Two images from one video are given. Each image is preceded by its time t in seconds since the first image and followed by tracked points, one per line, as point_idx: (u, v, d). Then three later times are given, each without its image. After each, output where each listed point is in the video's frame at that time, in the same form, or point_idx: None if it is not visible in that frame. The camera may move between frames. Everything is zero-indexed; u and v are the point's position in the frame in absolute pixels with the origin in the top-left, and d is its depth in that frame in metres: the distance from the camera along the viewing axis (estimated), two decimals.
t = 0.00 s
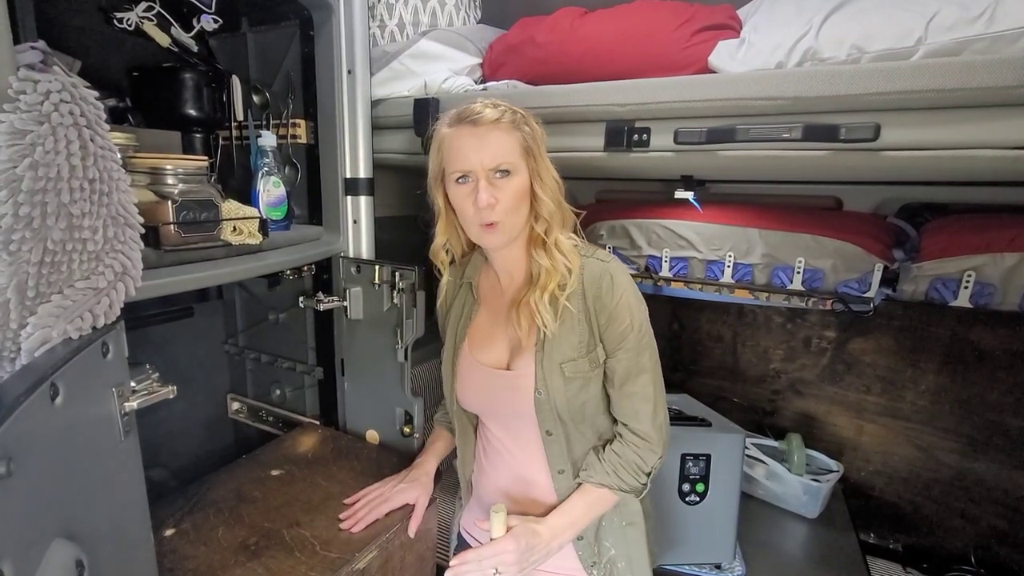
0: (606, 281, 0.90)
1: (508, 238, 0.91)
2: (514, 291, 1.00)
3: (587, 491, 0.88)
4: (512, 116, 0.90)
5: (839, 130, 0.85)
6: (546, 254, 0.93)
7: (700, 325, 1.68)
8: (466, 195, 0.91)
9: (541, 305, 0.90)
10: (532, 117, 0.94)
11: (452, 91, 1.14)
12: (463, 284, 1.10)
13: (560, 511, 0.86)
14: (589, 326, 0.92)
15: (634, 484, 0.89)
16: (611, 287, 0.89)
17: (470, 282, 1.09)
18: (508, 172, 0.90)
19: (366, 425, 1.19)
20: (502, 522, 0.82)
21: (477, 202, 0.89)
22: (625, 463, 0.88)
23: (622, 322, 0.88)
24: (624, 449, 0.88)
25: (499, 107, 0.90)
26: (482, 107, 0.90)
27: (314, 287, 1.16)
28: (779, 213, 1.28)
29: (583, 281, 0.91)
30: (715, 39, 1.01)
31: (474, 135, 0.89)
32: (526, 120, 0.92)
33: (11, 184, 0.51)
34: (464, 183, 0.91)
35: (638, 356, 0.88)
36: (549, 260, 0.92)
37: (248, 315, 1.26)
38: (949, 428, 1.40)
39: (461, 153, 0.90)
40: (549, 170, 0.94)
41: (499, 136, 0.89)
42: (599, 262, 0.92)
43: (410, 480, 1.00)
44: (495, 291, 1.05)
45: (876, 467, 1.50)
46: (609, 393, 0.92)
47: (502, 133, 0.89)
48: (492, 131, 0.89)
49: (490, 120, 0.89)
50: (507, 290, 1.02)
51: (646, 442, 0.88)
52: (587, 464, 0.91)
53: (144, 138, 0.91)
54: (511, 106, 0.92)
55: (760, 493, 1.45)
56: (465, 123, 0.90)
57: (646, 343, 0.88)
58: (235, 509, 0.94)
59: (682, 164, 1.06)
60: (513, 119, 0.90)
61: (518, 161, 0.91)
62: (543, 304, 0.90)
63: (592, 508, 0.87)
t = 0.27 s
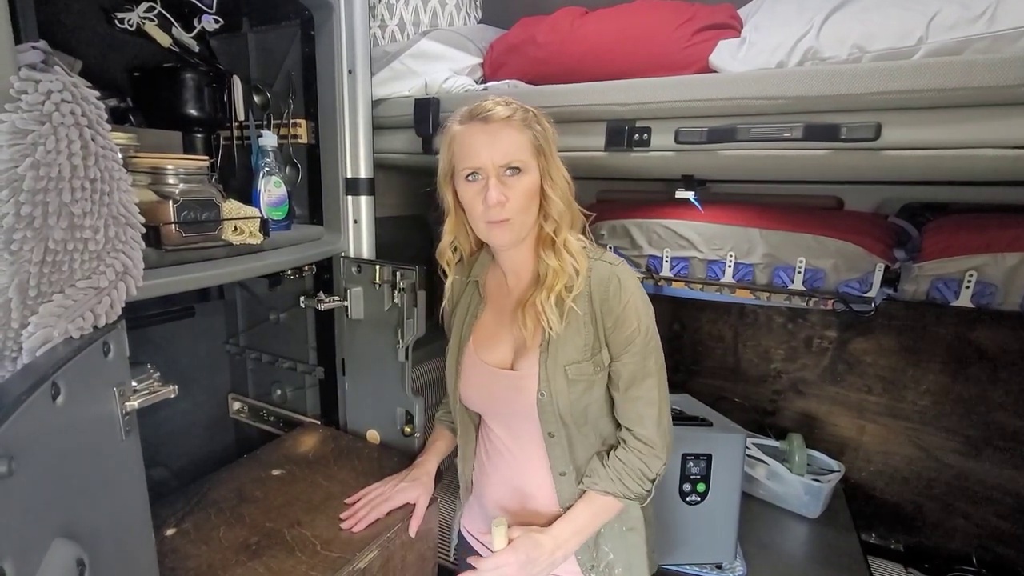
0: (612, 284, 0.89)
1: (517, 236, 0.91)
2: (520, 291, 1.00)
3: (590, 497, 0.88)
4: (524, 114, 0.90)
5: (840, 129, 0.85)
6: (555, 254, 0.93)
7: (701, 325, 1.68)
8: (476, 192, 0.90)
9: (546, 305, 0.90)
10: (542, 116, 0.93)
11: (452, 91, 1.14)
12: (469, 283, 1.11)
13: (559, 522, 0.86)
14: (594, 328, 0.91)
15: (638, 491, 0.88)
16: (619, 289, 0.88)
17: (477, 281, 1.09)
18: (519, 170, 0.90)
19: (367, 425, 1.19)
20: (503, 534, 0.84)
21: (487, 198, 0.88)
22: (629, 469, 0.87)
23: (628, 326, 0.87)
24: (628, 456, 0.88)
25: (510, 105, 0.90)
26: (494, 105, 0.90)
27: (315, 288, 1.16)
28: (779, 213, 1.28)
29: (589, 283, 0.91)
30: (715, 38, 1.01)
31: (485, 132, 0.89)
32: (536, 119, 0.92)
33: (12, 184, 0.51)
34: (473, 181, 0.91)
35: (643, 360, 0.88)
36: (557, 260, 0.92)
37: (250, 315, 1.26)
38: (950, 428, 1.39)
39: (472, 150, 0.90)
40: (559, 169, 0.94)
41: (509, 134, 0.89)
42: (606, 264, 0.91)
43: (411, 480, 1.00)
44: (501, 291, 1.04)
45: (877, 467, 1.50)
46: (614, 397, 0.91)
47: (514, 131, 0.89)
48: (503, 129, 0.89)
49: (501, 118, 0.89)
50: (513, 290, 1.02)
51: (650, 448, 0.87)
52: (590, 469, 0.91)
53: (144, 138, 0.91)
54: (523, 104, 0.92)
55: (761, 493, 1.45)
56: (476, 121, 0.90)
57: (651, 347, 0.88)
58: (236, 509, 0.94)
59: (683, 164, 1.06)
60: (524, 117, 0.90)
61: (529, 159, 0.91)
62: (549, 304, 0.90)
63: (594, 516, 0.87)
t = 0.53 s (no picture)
0: (616, 285, 0.89)
1: (520, 237, 0.91)
2: (524, 291, 1.00)
3: (587, 513, 0.88)
4: (527, 114, 0.90)
5: (842, 129, 0.85)
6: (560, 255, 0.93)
7: (703, 325, 1.68)
8: (479, 193, 0.91)
9: (550, 305, 0.90)
10: (547, 116, 0.93)
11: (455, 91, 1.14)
12: (473, 282, 1.11)
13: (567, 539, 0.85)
14: (597, 329, 0.91)
15: (634, 501, 0.87)
16: (622, 290, 0.88)
17: (480, 281, 1.09)
18: (522, 172, 0.89)
19: (368, 424, 1.19)
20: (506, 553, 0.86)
21: (490, 200, 0.89)
22: (623, 481, 0.87)
23: (630, 327, 0.87)
24: (622, 467, 0.87)
25: (513, 105, 0.90)
26: (497, 105, 0.90)
27: (316, 288, 1.16)
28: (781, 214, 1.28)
29: (593, 284, 0.91)
30: (717, 38, 1.01)
31: (488, 133, 0.89)
32: (540, 119, 0.91)
33: (16, 183, 0.51)
34: (476, 181, 0.91)
35: (643, 363, 0.88)
36: (562, 261, 0.92)
37: (252, 314, 1.26)
38: (951, 428, 1.39)
39: (474, 151, 0.90)
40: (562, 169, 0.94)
41: (512, 133, 0.89)
42: (610, 265, 0.91)
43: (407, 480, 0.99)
44: (504, 290, 1.04)
45: (878, 468, 1.49)
46: (613, 399, 0.91)
47: (516, 131, 0.89)
48: (505, 129, 0.89)
49: (503, 117, 0.89)
50: (517, 290, 1.02)
51: (644, 454, 0.87)
52: (588, 479, 0.91)
53: (148, 138, 0.91)
54: (527, 104, 0.92)
55: (762, 493, 1.45)
56: (479, 121, 0.90)
57: (651, 350, 0.88)
58: (238, 508, 0.94)
59: (685, 164, 1.06)
60: (528, 116, 0.90)
61: (532, 160, 0.90)
62: (553, 304, 0.90)
63: (592, 531, 0.87)
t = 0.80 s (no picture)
0: (621, 286, 0.89)
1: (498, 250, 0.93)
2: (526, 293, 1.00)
3: (584, 514, 0.88)
4: (499, 128, 0.87)
5: (846, 129, 0.85)
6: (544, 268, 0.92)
7: (706, 325, 1.67)
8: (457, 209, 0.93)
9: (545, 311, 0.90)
10: (530, 124, 0.88)
11: (458, 91, 1.14)
12: (478, 281, 1.11)
13: (563, 538, 0.86)
14: (601, 330, 0.91)
15: (631, 502, 0.88)
16: (626, 291, 0.88)
17: (485, 280, 1.09)
18: (490, 191, 0.89)
19: (371, 424, 1.19)
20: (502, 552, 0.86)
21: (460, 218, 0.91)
22: (622, 483, 0.87)
23: (633, 329, 0.87)
24: (621, 469, 0.88)
25: (487, 118, 0.88)
26: (474, 119, 0.89)
27: (320, 287, 1.17)
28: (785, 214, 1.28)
29: (598, 285, 0.91)
30: (721, 38, 1.01)
31: (457, 153, 0.89)
32: (522, 129, 0.88)
33: (22, 183, 0.51)
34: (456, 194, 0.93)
35: (644, 365, 0.88)
36: (545, 274, 0.91)
37: (255, 314, 1.27)
38: (956, 430, 1.39)
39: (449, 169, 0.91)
40: (549, 179, 0.90)
41: (481, 152, 0.88)
42: (614, 266, 0.91)
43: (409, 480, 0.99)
44: (508, 290, 1.04)
45: (882, 469, 1.49)
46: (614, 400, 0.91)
47: (483, 149, 0.88)
48: (475, 147, 0.88)
49: (475, 134, 0.88)
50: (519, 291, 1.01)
51: (644, 456, 0.87)
52: (586, 480, 0.91)
53: (152, 138, 0.91)
54: (509, 112, 0.89)
55: (765, 494, 1.45)
56: (455, 137, 0.90)
57: (653, 352, 0.88)
58: (241, 507, 0.95)
59: (688, 164, 1.06)
60: (510, 127, 0.87)
61: (500, 179, 0.88)
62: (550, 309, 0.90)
63: (586, 531, 0.87)
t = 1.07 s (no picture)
0: (621, 285, 0.88)
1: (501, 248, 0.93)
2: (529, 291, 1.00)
3: (579, 514, 0.88)
4: (502, 129, 0.87)
5: (853, 126, 0.84)
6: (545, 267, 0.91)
7: (713, 324, 1.66)
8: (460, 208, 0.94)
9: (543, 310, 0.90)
10: (531, 124, 0.88)
11: (463, 90, 1.14)
12: (482, 278, 1.11)
13: (555, 538, 0.86)
14: (601, 329, 0.91)
15: (626, 503, 0.87)
16: (626, 291, 0.88)
17: (489, 277, 1.09)
18: (492, 191, 0.89)
19: (376, 421, 1.20)
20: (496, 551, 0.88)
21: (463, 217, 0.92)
22: (617, 483, 0.87)
23: (632, 328, 0.87)
24: (616, 469, 0.87)
25: (489, 118, 0.88)
26: (476, 119, 0.89)
27: (325, 285, 1.18)
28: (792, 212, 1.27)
29: (597, 285, 0.90)
30: (726, 35, 1.00)
31: (459, 153, 0.90)
32: (523, 128, 0.88)
33: (31, 182, 0.52)
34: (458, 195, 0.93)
35: (642, 366, 0.87)
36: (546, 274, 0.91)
37: (262, 312, 1.28)
38: (966, 430, 1.37)
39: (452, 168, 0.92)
40: (550, 178, 0.90)
41: (483, 153, 0.88)
42: (616, 266, 0.90)
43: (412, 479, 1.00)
44: (511, 288, 1.04)
45: (891, 469, 1.47)
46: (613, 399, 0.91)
47: (486, 149, 0.88)
48: (476, 148, 0.88)
49: (476, 136, 0.88)
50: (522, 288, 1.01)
51: (639, 456, 0.87)
52: (582, 479, 0.91)
53: (161, 137, 0.92)
54: (511, 113, 0.88)
55: (772, 493, 1.44)
56: (457, 138, 0.90)
57: (652, 352, 0.88)
58: (247, 503, 0.95)
59: (693, 162, 1.06)
60: (512, 127, 0.87)
61: (502, 179, 0.88)
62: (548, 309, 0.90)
63: (582, 531, 0.87)
